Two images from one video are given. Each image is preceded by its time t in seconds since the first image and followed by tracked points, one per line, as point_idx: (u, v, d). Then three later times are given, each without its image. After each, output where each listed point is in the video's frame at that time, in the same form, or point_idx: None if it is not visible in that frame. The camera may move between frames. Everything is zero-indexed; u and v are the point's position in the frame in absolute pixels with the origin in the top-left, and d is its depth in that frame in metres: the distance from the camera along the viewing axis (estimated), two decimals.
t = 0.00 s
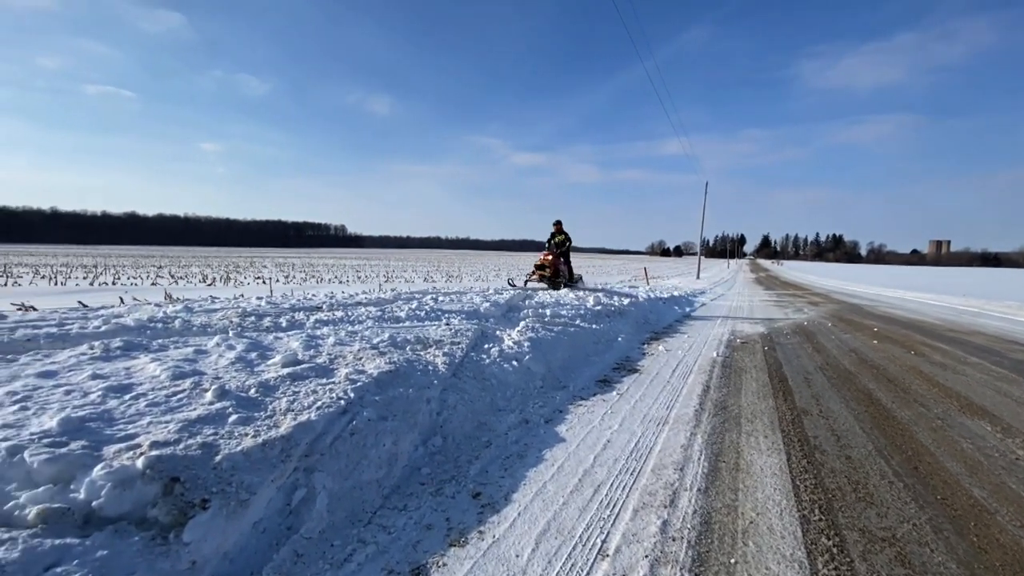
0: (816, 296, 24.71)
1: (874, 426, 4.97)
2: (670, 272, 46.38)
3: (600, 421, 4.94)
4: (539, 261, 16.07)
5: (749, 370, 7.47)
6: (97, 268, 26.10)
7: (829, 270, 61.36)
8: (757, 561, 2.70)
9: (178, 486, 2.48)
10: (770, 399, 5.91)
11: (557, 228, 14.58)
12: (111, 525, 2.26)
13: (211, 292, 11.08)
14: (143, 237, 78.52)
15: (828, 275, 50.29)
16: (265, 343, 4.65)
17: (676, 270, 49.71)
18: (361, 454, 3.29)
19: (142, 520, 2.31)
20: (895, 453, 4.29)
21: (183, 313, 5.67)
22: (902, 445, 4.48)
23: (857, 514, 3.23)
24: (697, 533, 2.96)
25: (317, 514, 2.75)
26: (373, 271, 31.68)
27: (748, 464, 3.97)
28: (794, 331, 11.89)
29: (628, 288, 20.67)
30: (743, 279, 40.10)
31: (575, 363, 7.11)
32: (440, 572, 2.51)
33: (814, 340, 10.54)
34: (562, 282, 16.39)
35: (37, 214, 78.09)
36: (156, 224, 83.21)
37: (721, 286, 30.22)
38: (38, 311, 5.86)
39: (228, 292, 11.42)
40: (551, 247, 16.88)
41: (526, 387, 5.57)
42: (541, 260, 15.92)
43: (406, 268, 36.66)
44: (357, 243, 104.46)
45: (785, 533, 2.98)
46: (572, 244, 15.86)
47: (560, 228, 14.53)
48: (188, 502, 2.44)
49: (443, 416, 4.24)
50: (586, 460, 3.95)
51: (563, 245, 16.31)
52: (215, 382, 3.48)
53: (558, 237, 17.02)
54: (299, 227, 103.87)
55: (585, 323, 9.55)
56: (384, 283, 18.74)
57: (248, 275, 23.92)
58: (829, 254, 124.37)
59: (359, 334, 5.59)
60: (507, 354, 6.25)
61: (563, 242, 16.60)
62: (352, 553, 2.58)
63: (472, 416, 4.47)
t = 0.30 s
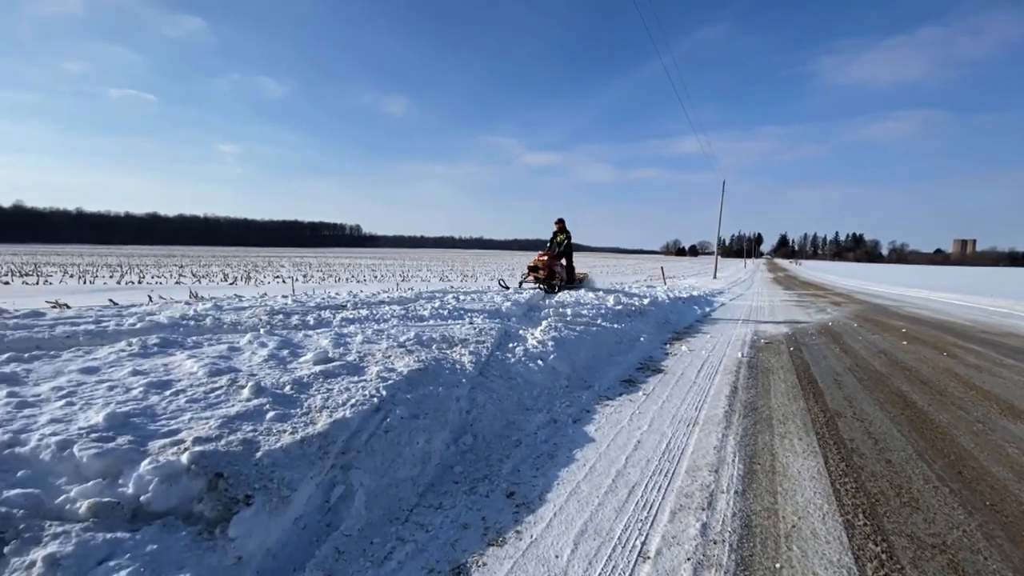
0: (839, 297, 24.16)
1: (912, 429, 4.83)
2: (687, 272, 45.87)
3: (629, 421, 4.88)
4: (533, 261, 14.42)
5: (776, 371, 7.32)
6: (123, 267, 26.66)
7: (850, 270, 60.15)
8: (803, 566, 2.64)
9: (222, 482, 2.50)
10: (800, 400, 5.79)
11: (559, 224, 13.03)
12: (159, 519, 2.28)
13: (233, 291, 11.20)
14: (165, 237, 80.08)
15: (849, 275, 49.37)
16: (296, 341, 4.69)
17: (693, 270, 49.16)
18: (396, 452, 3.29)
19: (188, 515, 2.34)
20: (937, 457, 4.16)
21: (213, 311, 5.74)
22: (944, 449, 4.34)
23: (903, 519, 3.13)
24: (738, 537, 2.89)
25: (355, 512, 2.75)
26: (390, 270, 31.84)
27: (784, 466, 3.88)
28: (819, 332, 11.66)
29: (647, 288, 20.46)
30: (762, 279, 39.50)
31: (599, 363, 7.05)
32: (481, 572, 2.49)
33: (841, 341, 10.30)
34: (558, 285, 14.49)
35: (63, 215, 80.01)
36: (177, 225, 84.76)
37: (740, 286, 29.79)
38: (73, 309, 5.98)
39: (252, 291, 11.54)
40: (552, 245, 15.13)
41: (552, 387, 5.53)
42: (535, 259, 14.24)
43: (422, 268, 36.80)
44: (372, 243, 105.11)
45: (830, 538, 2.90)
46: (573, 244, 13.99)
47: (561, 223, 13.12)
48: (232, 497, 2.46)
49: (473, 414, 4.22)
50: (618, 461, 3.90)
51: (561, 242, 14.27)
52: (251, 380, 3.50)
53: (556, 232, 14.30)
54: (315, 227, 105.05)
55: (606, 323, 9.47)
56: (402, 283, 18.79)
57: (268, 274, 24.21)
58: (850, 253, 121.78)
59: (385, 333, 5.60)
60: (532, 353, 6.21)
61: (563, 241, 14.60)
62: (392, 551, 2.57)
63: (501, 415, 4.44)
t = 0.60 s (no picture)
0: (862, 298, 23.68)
1: (951, 435, 4.72)
2: (705, 272, 45.37)
3: (658, 423, 4.86)
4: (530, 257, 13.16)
5: (804, 374, 7.20)
6: (149, 267, 27.26)
7: (873, 271, 58.91)
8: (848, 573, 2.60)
9: (271, 479, 2.56)
10: (832, 404, 5.69)
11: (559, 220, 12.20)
12: (213, 515, 2.34)
13: (257, 291, 11.38)
14: (187, 237, 81.69)
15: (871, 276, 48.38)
16: (329, 340, 4.76)
17: (711, 270, 48.58)
18: (433, 451, 3.32)
19: (240, 511, 2.39)
20: (979, 463, 4.06)
21: (246, 311, 5.86)
22: (986, 455, 4.22)
23: (948, 526, 3.07)
24: (780, 542, 2.86)
25: (397, 510, 2.79)
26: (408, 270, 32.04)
27: (821, 471, 3.83)
28: (845, 334, 11.45)
29: (667, 288, 20.29)
30: (782, 279, 38.90)
31: (624, 365, 7.02)
32: (523, 572, 2.51)
33: (869, 343, 10.09)
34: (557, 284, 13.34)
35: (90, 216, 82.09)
36: (199, 225, 86.43)
37: (761, 287, 29.36)
38: (111, 308, 6.14)
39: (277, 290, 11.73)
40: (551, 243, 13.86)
41: (579, 388, 5.53)
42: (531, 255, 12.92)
43: (439, 268, 36.98)
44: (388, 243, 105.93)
45: (874, 545, 2.85)
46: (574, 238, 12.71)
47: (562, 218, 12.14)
48: (281, 494, 2.51)
49: (504, 415, 4.24)
50: (651, 464, 3.88)
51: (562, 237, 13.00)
52: (290, 379, 3.57)
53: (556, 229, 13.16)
54: (333, 227, 106.25)
55: (629, 324, 9.42)
56: (421, 283, 18.87)
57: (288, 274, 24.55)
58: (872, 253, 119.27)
59: (414, 333, 5.66)
60: (558, 354, 6.21)
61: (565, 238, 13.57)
62: (435, 550, 2.60)
63: (532, 416, 4.46)
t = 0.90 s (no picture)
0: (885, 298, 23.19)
1: (981, 437, 4.64)
2: (722, 271, 44.91)
3: (682, 423, 4.87)
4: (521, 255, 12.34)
5: (828, 374, 7.12)
6: (172, 266, 27.84)
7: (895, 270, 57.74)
8: (881, 572, 2.61)
9: (311, 472, 2.65)
10: (858, 405, 5.63)
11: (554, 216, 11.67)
12: (258, 505, 2.43)
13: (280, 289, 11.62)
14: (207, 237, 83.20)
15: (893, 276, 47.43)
16: (356, 338, 4.85)
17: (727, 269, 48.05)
18: (463, 447, 3.39)
19: (283, 502, 2.48)
20: (1011, 465, 4.00)
21: (274, 309, 6.00)
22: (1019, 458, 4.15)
23: (981, 528, 3.04)
24: (810, 541, 2.87)
25: (431, 504, 2.86)
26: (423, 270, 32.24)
27: (849, 472, 3.80)
28: (868, 334, 11.28)
29: (684, 288, 20.15)
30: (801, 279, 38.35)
31: (644, 364, 7.02)
32: (556, 566, 2.56)
33: (893, 344, 9.92)
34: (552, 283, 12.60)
35: (114, 216, 84.13)
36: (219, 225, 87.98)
37: (779, 287, 28.99)
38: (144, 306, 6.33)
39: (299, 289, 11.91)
40: (545, 239, 13.20)
41: (602, 387, 5.56)
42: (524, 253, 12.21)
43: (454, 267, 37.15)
44: (403, 242, 106.67)
45: (907, 545, 2.84)
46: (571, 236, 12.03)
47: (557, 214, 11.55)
48: (321, 486, 2.60)
49: (529, 412, 4.30)
50: (676, 462, 3.90)
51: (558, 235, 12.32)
52: (323, 375, 3.66)
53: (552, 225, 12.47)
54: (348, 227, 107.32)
55: (648, 323, 9.41)
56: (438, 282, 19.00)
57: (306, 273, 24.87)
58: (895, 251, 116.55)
59: (437, 331, 5.74)
60: (579, 353, 6.24)
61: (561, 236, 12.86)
62: (468, 542, 2.66)
63: (556, 414, 4.50)
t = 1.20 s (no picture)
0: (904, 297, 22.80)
1: (999, 436, 4.64)
2: (737, 270, 44.48)
3: (697, 419, 4.93)
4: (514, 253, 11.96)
5: (844, 373, 7.10)
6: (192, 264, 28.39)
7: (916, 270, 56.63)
8: (894, 563, 2.67)
9: (343, 459, 2.79)
10: (875, 404, 5.63)
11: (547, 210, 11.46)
12: (294, 489, 2.57)
13: (299, 287, 11.87)
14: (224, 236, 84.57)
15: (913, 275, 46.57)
16: (379, 334, 5.01)
17: (743, 269, 47.58)
18: (484, 438, 3.51)
19: (317, 487, 2.62)
20: None
21: (298, 306, 6.18)
22: None
23: (997, 523, 3.07)
24: (824, 533, 2.93)
25: (455, 492, 2.98)
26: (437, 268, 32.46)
27: (865, 468, 3.85)
28: (887, 334, 11.17)
29: (698, 287, 20.05)
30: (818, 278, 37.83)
31: (660, 362, 7.08)
32: (576, 552, 2.66)
33: (912, 344, 9.81)
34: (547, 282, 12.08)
35: (136, 216, 85.93)
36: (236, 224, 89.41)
37: (795, 286, 28.66)
38: (174, 303, 6.56)
39: (318, 287, 12.13)
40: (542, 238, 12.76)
41: (617, 384, 5.64)
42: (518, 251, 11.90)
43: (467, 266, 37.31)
44: (416, 241, 107.31)
45: (920, 539, 2.90)
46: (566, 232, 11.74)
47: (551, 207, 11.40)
48: (352, 473, 2.73)
49: (547, 407, 4.40)
50: (692, 457, 3.98)
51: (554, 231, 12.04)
52: (349, 369, 3.80)
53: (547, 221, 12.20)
54: (362, 226, 108.28)
55: (663, 321, 9.45)
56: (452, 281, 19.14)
57: (322, 271, 25.19)
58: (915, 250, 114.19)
59: (456, 328, 5.87)
60: (595, 350, 6.33)
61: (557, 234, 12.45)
62: (491, 529, 2.78)
63: (573, 409, 4.60)
